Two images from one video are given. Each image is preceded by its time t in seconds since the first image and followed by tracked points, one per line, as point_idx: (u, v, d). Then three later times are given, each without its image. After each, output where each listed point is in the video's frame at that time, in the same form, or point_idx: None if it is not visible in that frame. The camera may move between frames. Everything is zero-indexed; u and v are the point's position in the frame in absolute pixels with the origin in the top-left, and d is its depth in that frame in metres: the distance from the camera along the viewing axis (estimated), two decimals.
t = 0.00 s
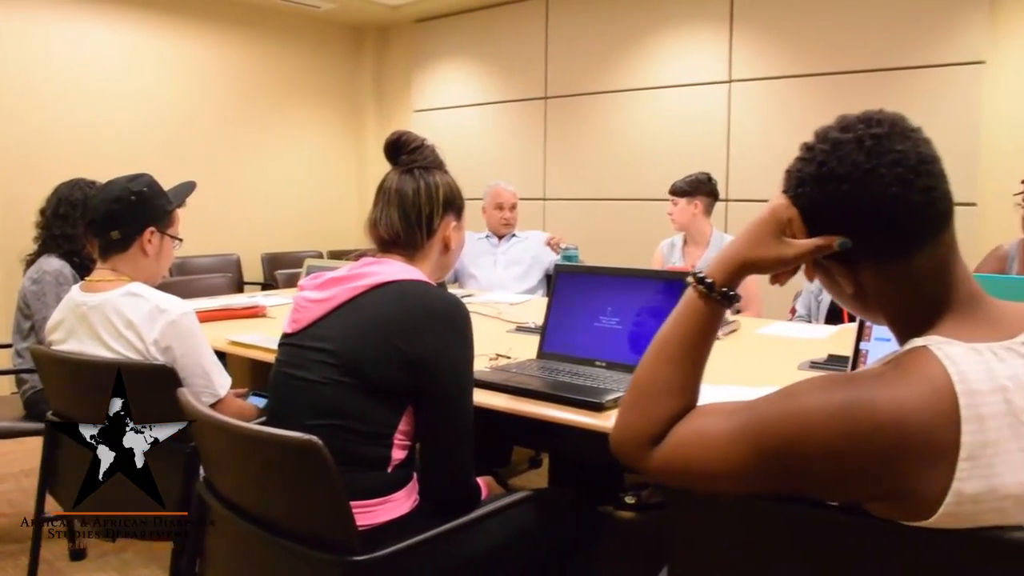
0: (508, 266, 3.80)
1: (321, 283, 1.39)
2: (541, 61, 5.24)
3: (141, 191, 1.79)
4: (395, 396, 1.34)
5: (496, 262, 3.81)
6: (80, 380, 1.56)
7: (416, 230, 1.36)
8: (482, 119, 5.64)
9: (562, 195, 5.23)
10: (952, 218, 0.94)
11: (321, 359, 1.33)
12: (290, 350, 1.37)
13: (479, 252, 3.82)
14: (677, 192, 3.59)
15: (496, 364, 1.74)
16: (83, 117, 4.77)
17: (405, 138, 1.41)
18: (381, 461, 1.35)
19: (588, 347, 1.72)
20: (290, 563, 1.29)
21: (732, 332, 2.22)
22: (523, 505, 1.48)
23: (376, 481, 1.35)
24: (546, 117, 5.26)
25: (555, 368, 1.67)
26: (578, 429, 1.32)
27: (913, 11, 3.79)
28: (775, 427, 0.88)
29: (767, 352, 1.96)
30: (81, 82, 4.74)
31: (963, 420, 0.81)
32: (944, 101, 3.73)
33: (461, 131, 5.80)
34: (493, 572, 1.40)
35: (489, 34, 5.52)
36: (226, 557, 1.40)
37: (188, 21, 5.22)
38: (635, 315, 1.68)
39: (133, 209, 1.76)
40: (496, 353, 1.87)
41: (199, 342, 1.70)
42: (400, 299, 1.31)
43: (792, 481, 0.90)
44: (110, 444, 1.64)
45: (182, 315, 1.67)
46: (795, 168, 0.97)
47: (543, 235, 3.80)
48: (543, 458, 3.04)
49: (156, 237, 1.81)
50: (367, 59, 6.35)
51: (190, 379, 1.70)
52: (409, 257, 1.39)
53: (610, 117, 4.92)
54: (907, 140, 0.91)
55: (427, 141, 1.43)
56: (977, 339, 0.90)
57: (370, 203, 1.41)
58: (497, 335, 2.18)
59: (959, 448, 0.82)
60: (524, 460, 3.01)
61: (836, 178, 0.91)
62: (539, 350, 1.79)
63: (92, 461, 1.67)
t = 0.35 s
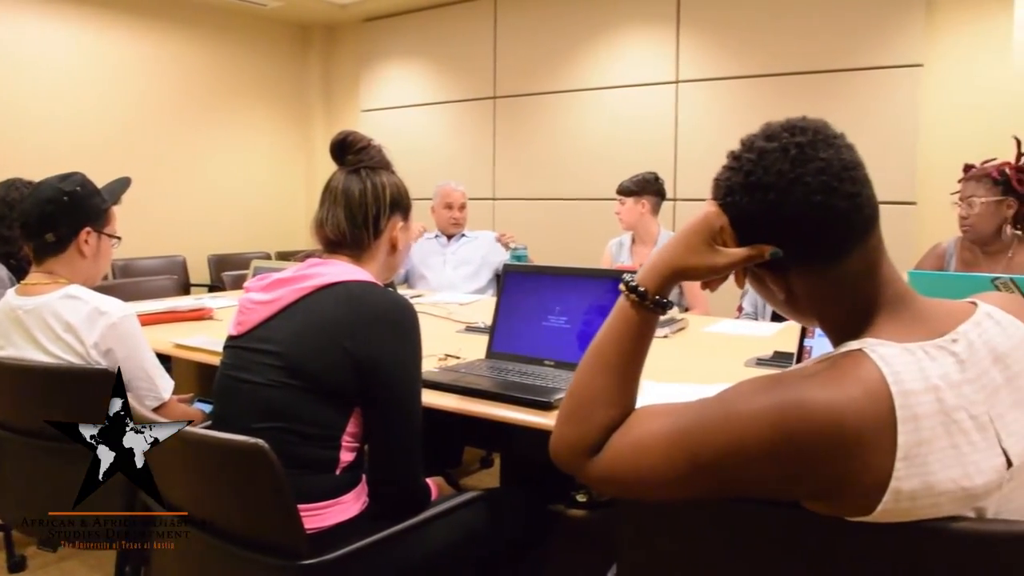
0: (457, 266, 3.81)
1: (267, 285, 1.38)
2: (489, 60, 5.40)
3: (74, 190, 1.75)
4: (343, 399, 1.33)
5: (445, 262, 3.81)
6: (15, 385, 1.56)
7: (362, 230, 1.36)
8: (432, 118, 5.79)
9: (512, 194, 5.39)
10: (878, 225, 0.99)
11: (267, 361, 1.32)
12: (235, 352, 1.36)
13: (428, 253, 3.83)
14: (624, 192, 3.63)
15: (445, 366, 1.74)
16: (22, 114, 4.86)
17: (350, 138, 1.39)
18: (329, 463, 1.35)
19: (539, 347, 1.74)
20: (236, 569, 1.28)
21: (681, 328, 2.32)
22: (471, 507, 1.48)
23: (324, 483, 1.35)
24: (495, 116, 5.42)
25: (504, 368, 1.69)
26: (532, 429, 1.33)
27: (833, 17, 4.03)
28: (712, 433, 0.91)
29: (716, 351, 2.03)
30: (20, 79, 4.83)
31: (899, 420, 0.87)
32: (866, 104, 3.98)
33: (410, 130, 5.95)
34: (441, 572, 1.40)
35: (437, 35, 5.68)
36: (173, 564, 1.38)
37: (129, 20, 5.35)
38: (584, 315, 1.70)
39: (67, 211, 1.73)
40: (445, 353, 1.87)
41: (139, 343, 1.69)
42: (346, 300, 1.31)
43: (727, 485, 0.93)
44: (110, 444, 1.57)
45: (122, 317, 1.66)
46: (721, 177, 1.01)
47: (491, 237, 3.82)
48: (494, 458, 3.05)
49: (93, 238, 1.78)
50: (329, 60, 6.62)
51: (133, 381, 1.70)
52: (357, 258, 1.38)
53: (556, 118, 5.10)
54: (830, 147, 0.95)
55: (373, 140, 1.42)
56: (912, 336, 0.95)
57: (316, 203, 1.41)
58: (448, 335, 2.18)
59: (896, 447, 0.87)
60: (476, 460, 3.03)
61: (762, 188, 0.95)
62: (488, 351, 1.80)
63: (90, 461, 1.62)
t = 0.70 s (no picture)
0: (421, 266, 3.87)
1: (225, 286, 1.37)
2: (452, 60, 5.44)
3: (18, 190, 1.75)
4: (303, 400, 1.32)
5: (409, 263, 3.87)
6: None
7: (322, 231, 1.36)
8: (393, 118, 5.81)
9: (475, 194, 5.44)
10: (845, 223, 1.05)
11: (225, 362, 1.31)
12: (193, 355, 1.35)
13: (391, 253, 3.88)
14: (587, 191, 3.66)
15: (408, 366, 1.77)
16: None
17: (310, 138, 1.41)
18: (290, 465, 1.33)
19: (502, 346, 1.79)
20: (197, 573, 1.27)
21: (642, 327, 2.41)
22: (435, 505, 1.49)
23: (285, 486, 1.34)
24: (458, 116, 5.46)
25: (467, 368, 1.73)
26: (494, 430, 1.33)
27: (788, 20, 4.16)
28: (674, 424, 0.98)
29: (679, 350, 2.09)
30: None
31: (857, 414, 0.93)
32: (820, 102, 4.11)
33: (372, 130, 5.96)
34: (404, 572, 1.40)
35: (399, 35, 5.70)
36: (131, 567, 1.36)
37: (91, 17, 5.32)
38: (546, 315, 1.75)
39: (13, 211, 1.72)
40: (408, 354, 1.90)
41: (95, 344, 1.67)
42: (305, 300, 1.30)
43: (688, 472, 1.00)
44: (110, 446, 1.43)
45: (75, 319, 1.63)
46: (693, 169, 1.08)
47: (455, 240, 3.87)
48: (458, 458, 3.06)
49: (42, 237, 1.79)
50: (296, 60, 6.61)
51: (89, 386, 1.67)
52: (316, 259, 1.38)
53: (519, 118, 5.16)
54: (799, 143, 1.01)
55: (333, 141, 1.43)
56: (876, 333, 1.03)
57: (275, 204, 1.40)
58: (410, 334, 2.24)
59: (855, 441, 0.93)
60: (440, 461, 3.03)
61: (732, 181, 1.01)
62: (451, 350, 1.85)
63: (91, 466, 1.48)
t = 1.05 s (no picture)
0: (386, 266, 3.87)
1: (188, 288, 1.36)
2: (417, 60, 5.42)
3: None
4: (267, 402, 1.31)
5: (374, 262, 3.88)
6: None
7: (285, 231, 1.35)
8: (357, 118, 5.79)
9: (441, 194, 5.44)
10: (807, 216, 1.06)
11: (187, 364, 1.29)
12: (153, 357, 1.34)
13: (357, 253, 3.90)
14: (553, 190, 3.67)
15: (373, 367, 1.78)
16: None
17: (273, 138, 1.40)
18: (254, 468, 1.32)
19: (467, 347, 1.83)
20: None
21: (608, 326, 2.47)
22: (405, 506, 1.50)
23: (249, 489, 1.32)
24: (423, 116, 5.45)
25: (433, 367, 1.77)
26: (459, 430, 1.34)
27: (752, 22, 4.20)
28: (632, 418, 1.01)
29: (644, 350, 2.12)
30: None
31: (812, 403, 0.96)
32: (784, 103, 4.16)
33: (336, 130, 5.94)
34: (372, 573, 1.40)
35: (365, 32, 5.65)
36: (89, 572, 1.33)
37: (53, 13, 5.26)
38: (511, 314, 1.79)
39: None
40: (374, 354, 1.93)
41: (54, 347, 1.65)
42: (268, 301, 1.29)
43: (647, 466, 1.02)
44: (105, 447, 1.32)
45: (34, 322, 1.61)
46: (659, 166, 1.06)
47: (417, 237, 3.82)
48: (426, 459, 3.06)
49: None
50: (264, 59, 6.55)
51: (48, 389, 1.64)
52: (279, 259, 1.37)
53: (486, 118, 5.16)
54: (760, 134, 1.02)
55: (297, 142, 1.43)
56: (838, 325, 1.05)
57: (238, 204, 1.39)
58: (376, 335, 2.25)
59: (811, 430, 0.96)
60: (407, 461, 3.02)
61: (696, 172, 1.01)
62: (417, 350, 1.89)
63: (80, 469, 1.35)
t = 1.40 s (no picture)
0: (356, 267, 3.89)
1: (153, 289, 1.34)
2: (385, 60, 5.40)
3: None
4: (234, 405, 1.30)
5: (343, 263, 3.90)
6: None
7: (252, 231, 1.34)
8: (324, 118, 5.77)
9: (409, 194, 5.44)
10: (766, 215, 1.08)
11: (154, 367, 1.28)
12: (120, 359, 1.32)
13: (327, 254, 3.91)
14: (523, 191, 3.72)
15: (342, 367, 1.80)
16: None
17: (241, 139, 1.40)
18: (222, 471, 1.32)
19: (437, 346, 1.86)
20: None
21: (578, 326, 2.51)
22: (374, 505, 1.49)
23: (217, 492, 1.32)
24: (392, 115, 5.44)
25: (401, 367, 1.79)
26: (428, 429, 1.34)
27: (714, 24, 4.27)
28: (598, 418, 1.01)
29: (612, 349, 2.14)
30: None
31: (779, 403, 0.97)
32: (750, 103, 4.20)
33: (304, 130, 5.91)
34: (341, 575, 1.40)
35: (333, 32, 5.63)
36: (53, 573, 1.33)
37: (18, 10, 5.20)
38: (481, 314, 1.81)
39: None
40: (343, 355, 1.94)
41: (15, 350, 1.63)
42: (235, 302, 1.28)
43: (612, 466, 1.02)
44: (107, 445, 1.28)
45: None
46: (619, 168, 1.09)
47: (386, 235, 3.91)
48: (396, 460, 3.06)
49: None
50: (234, 58, 6.51)
51: (11, 393, 1.62)
52: (247, 260, 1.36)
53: (455, 118, 5.17)
54: (717, 136, 1.05)
55: (264, 142, 1.43)
56: (803, 323, 1.06)
57: (205, 204, 1.38)
58: (345, 337, 2.26)
59: (777, 429, 0.97)
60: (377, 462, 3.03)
61: (654, 173, 1.04)
62: (385, 350, 1.91)
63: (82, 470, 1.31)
